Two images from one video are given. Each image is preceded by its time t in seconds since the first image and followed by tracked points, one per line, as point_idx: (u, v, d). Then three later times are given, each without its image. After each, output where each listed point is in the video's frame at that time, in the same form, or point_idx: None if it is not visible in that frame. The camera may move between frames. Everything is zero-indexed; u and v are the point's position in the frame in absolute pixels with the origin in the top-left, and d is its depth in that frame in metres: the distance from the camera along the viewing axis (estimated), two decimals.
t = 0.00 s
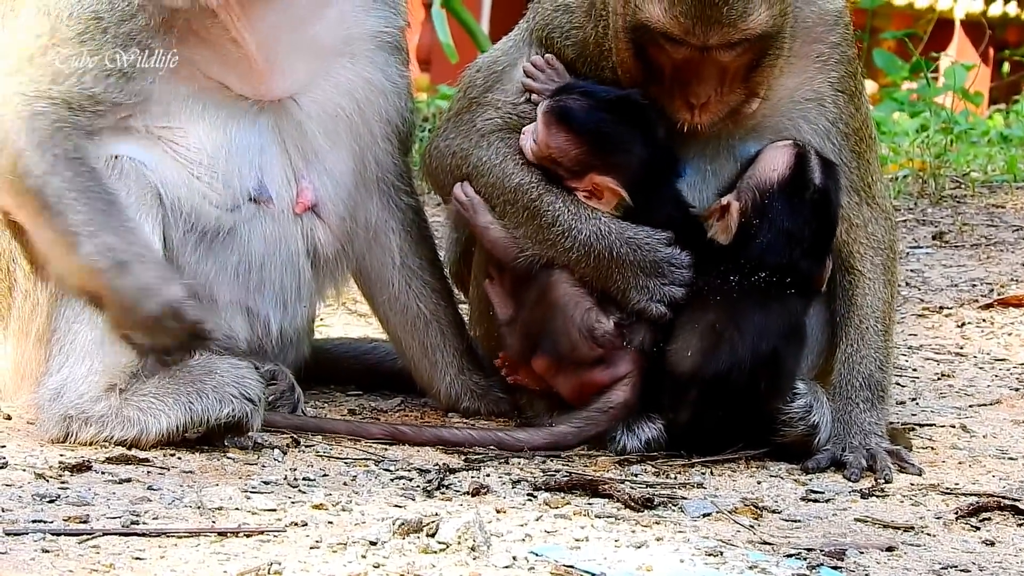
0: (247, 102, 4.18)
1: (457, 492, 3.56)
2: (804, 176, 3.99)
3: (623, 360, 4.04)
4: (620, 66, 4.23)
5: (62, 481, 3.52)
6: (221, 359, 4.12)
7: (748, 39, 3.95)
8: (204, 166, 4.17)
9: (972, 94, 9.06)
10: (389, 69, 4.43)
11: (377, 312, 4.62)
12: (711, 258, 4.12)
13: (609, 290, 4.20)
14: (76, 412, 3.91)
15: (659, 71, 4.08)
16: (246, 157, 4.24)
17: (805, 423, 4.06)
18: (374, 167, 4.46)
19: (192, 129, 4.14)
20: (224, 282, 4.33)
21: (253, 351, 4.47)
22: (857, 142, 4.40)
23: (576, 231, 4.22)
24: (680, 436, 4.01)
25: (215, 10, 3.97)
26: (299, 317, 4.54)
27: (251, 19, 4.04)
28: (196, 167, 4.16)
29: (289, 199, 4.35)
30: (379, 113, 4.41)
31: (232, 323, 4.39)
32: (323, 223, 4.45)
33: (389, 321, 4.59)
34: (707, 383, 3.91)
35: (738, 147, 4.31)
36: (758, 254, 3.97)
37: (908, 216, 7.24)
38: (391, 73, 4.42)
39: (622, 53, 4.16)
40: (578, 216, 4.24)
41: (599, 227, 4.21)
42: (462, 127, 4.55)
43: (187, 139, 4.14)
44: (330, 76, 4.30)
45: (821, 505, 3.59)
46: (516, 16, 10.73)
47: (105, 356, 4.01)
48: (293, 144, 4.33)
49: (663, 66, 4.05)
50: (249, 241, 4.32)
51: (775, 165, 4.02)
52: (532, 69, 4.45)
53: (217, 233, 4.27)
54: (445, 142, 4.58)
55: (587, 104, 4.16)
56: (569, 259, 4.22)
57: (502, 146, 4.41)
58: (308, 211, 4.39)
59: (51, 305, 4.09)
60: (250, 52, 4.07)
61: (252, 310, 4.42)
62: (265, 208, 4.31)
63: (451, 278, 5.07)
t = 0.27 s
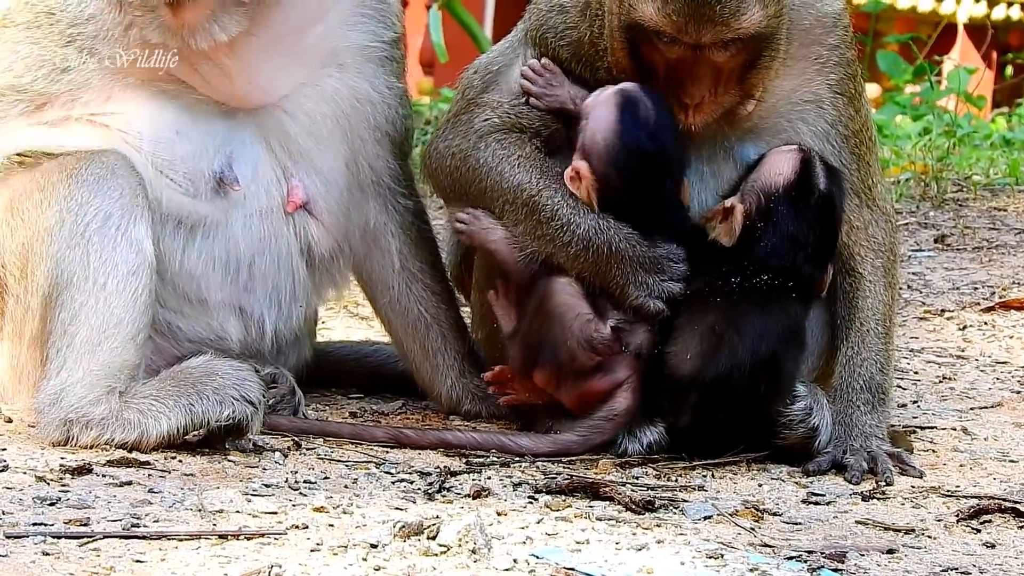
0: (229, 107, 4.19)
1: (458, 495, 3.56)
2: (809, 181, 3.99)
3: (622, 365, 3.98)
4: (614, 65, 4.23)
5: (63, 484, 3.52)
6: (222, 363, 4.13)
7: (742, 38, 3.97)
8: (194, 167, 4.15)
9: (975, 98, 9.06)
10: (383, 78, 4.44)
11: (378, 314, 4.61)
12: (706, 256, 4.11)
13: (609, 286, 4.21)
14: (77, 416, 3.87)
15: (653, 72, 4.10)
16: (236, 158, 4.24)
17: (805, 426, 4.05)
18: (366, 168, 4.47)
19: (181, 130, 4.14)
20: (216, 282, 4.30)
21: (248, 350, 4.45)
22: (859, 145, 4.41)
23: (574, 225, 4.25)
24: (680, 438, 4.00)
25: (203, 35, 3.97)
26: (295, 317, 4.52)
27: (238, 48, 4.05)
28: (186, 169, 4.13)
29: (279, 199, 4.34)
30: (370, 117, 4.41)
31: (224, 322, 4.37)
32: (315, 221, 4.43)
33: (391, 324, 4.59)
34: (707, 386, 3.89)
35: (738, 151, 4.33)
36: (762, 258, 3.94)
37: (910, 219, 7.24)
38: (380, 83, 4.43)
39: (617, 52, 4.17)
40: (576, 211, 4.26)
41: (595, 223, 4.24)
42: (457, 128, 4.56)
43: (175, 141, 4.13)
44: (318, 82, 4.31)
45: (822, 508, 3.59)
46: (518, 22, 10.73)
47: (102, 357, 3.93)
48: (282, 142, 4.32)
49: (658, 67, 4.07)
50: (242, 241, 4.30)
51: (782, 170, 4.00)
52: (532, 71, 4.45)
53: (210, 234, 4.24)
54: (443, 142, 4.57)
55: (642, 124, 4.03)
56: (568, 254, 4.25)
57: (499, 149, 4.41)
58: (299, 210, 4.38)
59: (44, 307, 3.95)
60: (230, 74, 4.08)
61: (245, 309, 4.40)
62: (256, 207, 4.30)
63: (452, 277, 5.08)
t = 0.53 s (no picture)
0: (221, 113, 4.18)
1: (459, 496, 3.56)
2: (817, 186, 4.00)
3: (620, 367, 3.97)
4: (620, 65, 4.25)
5: (64, 486, 3.52)
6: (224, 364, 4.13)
7: (741, 26, 4.01)
8: (184, 172, 4.15)
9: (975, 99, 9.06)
10: (376, 82, 4.42)
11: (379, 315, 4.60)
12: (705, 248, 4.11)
13: (607, 281, 4.20)
14: (77, 418, 3.86)
15: (656, 68, 4.12)
16: (227, 161, 4.23)
17: (806, 426, 4.03)
18: (360, 169, 4.45)
19: (172, 134, 4.14)
20: (210, 284, 4.28)
21: (243, 350, 4.43)
22: (861, 147, 4.41)
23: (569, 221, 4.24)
24: (680, 439, 3.99)
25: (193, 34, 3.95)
26: (291, 318, 4.51)
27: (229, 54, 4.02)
28: (176, 173, 4.13)
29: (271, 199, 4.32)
30: (364, 119, 4.39)
31: (219, 322, 4.35)
32: (309, 221, 4.41)
33: (392, 326, 4.59)
34: (710, 388, 3.87)
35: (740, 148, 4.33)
36: (771, 259, 3.94)
37: (911, 220, 7.24)
38: (371, 87, 4.41)
39: (621, 52, 4.20)
40: (572, 208, 4.26)
41: (588, 220, 4.24)
42: (462, 122, 4.55)
43: (166, 146, 4.13)
44: (308, 86, 4.29)
45: (823, 509, 3.59)
46: (519, 23, 10.73)
47: (100, 359, 3.91)
48: (274, 144, 4.31)
49: (659, 59, 4.09)
50: (235, 242, 4.28)
51: (790, 174, 4.00)
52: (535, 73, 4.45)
53: (203, 237, 4.23)
54: (445, 136, 4.56)
55: (681, 158, 4.01)
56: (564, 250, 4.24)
57: (497, 143, 4.39)
58: (292, 210, 4.35)
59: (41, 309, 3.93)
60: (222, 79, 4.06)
61: (240, 309, 4.38)
62: (248, 208, 4.29)
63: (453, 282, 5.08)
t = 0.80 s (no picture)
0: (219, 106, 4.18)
1: (460, 496, 3.56)
2: (824, 190, 3.99)
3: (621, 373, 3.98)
4: (622, 65, 4.26)
5: (64, 487, 3.52)
6: (223, 365, 4.13)
7: (742, 14, 4.05)
8: (179, 173, 4.15)
9: (974, 98, 9.07)
10: (374, 83, 4.41)
11: (380, 317, 4.59)
12: (706, 248, 4.12)
13: (609, 277, 4.22)
14: (78, 420, 3.85)
15: (656, 61, 4.13)
16: (222, 161, 4.23)
17: (807, 426, 4.02)
18: (356, 170, 4.43)
19: (167, 136, 4.13)
20: (206, 284, 4.28)
21: (241, 350, 4.42)
22: (861, 147, 4.41)
23: (571, 218, 4.26)
24: (681, 440, 3.98)
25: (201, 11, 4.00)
26: (290, 319, 4.49)
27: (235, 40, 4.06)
28: (170, 174, 4.14)
29: (267, 198, 4.32)
30: (361, 120, 4.38)
31: (216, 323, 4.34)
32: (305, 219, 4.40)
33: (391, 328, 4.58)
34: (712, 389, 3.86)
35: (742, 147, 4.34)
36: (779, 262, 3.93)
37: (910, 220, 7.24)
38: (370, 91, 4.39)
39: (623, 49, 4.21)
40: (575, 203, 4.28)
41: (594, 215, 4.26)
42: (463, 120, 4.54)
43: (162, 148, 4.13)
44: (306, 86, 4.30)
45: (824, 508, 3.59)
46: (518, 24, 10.74)
47: (100, 361, 3.90)
48: (269, 143, 4.31)
49: (659, 50, 4.11)
50: (231, 241, 4.28)
51: (798, 177, 3.99)
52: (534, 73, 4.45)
53: (198, 238, 4.22)
54: (448, 134, 4.55)
55: (688, 159, 4.01)
56: (565, 245, 4.26)
57: (501, 140, 4.39)
58: (288, 209, 4.35)
59: (41, 311, 3.93)
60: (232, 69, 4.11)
61: (237, 310, 4.36)
62: (244, 208, 4.28)
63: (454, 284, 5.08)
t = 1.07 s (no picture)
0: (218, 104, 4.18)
1: (460, 498, 3.56)
2: (825, 191, 3.98)
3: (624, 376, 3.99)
4: (620, 70, 4.23)
5: (65, 489, 3.52)
6: (223, 367, 4.13)
7: (739, 15, 4.05)
8: (177, 175, 4.15)
9: (975, 98, 9.07)
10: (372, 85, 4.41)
11: (379, 319, 4.59)
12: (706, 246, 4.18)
13: (605, 283, 4.19)
14: (78, 422, 3.86)
15: (654, 63, 4.11)
16: (221, 163, 4.22)
17: (808, 427, 4.02)
18: (355, 172, 4.43)
19: (165, 138, 4.13)
20: (206, 286, 4.27)
21: (241, 352, 4.41)
22: (861, 148, 4.40)
23: (567, 224, 4.22)
24: (681, 441, 3.97)
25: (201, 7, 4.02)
26: (290, 321, 4.49)
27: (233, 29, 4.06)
28: (168, 176, 4.14)
29: (265, 199, 4.30)
30: (358, 122, 4.38)
31: (216, 325, 4.32)
32: (304, 221, 4.38)
33: (390, 330, 4.58)
34: (713, 389, 3.87)
35: (743, 149, 4.34)
36: (780, 262, 3.93)
37: (911, 220, 7.23)
38: (368, 93, 4.40)
39: (621, 53, 4.19)
40: (570, 209, 4.24)
41: (588, 221, 4.23)
42: (463, 122, 4.53)
43: (159, 150, 4.13)
44: (305, 87, 4.29)
45: (824, 509, 3.59)
46: (519, 25, 10.74)
47: (99, 363, 3.90)
48: (268, 144, 4.30)
49: (656, 52, 4.09)
50: (230, 243, 4.27)
51: (800, 178, 3.97)
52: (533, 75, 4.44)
53: (198, 240, 4.21)
54: (447, 136, 4.54)
55: (659, 156, 4.00)
56: (560, 252, 4.23)
57: (498, 145, 4.37)
58: (287, 211, 4.33)
59: (40, 313, 3.93)
60: (227, 67, 4.10)
61: (236, 312, 4.35)
62: (243, 209, 4.27)
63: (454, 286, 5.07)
